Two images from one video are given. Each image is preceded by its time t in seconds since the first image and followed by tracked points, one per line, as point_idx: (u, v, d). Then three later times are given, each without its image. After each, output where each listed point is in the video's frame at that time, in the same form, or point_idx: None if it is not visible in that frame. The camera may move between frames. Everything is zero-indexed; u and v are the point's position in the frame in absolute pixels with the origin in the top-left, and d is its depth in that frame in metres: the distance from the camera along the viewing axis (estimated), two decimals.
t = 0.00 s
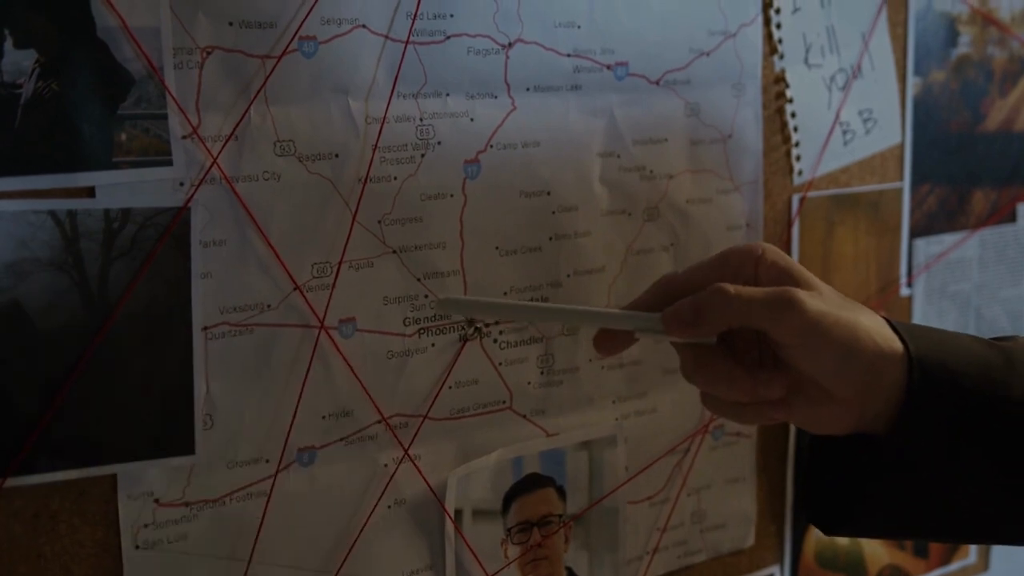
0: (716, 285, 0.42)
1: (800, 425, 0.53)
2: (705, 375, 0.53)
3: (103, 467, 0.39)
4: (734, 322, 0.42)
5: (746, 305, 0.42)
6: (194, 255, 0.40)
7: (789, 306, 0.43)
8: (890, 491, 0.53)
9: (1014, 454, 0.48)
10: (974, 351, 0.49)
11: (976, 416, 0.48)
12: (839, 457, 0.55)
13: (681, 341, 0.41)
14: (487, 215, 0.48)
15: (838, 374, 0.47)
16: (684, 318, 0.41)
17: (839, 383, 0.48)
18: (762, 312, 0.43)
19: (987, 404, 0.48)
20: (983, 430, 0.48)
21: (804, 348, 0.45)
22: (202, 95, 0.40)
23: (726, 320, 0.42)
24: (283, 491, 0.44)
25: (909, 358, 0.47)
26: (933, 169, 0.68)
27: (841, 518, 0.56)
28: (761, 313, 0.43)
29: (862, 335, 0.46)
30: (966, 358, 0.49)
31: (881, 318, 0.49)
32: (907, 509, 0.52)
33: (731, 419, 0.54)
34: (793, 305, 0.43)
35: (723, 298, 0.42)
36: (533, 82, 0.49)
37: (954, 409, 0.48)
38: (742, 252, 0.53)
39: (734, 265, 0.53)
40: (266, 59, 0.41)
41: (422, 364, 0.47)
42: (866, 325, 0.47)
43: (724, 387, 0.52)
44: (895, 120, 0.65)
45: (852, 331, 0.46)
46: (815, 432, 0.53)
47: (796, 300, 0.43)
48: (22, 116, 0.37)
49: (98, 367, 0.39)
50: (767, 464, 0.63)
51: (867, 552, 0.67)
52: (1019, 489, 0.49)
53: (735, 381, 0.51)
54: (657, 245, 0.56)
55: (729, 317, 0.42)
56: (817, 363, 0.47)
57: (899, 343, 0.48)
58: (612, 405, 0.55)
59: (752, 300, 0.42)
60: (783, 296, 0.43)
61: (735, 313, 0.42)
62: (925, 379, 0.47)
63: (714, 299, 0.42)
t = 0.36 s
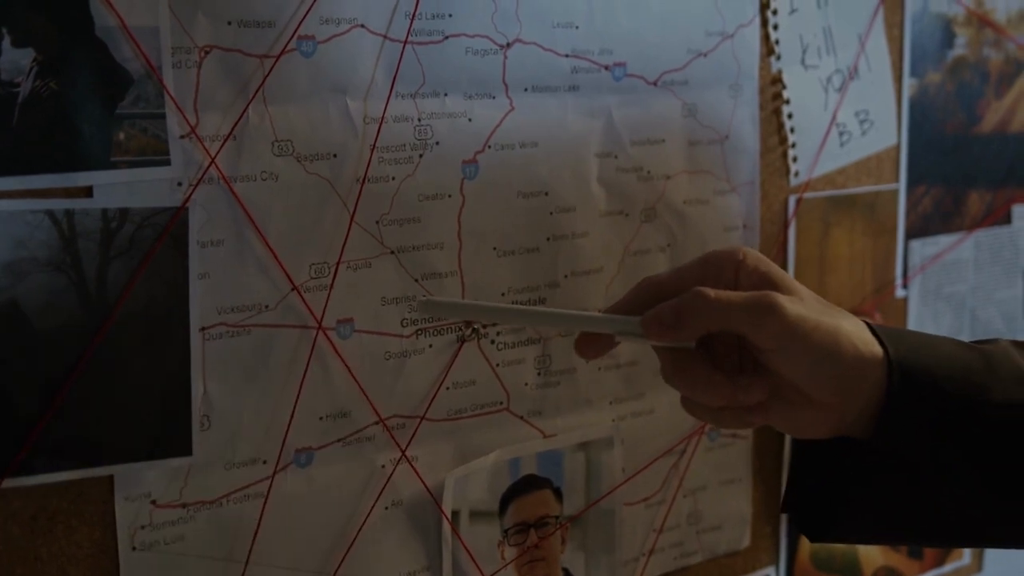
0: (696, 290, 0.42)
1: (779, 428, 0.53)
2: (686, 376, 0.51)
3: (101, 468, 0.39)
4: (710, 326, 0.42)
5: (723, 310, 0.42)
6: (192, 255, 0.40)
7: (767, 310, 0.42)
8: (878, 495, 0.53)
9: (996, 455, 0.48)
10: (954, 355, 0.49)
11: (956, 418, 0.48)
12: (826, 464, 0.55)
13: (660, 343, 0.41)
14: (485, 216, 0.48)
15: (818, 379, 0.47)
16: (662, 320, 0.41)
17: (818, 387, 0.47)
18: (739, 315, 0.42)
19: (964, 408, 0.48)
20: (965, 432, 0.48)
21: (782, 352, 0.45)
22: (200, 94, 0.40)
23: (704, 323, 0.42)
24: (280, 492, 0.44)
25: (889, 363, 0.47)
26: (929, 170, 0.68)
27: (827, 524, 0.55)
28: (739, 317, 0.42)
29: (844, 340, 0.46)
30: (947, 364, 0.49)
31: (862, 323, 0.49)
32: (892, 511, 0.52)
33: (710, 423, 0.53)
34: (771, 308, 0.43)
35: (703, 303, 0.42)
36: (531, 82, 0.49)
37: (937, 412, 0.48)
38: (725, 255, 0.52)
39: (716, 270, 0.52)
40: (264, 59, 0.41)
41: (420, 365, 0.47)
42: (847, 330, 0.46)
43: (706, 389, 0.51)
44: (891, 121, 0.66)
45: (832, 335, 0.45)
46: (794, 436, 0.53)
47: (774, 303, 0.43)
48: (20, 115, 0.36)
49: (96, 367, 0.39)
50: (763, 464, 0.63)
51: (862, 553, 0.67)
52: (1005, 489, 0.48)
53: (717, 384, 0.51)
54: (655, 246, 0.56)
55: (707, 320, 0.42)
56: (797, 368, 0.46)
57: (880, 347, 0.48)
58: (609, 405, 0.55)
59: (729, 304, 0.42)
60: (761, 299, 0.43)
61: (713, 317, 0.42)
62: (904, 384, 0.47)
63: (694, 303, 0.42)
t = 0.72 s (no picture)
0: (742, 356, 0.42)
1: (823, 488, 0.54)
2: (729, 444, 0.55)
3: (103, 466, 0.39)
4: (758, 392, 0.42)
5: (773, 376, 0.42)
6: (194, 252, 0.40)
7: (813, 376, 0.43)
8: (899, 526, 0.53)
9: None
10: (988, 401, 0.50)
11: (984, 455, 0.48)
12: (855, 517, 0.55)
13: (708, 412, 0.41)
14: (486, 213, 0.48)
15: (863, 445, 0.47)
16: (710, 386, 0.41)
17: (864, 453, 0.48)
18: (787, 383, 0.43)
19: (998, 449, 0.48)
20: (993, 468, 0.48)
21: (829, 419, 0.45)
22: (202, 91, 0.39)
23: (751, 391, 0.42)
24: (282, 489, 0.44)
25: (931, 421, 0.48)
26: (928, 167, 0.68)
27: (856, 566, 0.55)
28: (787, 385, 0.43)
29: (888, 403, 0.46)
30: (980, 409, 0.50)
31: (904, 385, 0.49)
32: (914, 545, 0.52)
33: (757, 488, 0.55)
34: (816, 373, 0.43)
35: (749, 368, 0.42)
36: (532, 80, 0.49)
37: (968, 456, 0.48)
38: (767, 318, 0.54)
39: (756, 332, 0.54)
40: (266, 56, 0.41)
41: (421, 362, 0.47)
42: (891, 394, 0.47)
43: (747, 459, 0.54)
44: (890, 118, 0.66)
45: (875, 397, 0.46)
46: (838, 496, 0.53)
47: (820, 368, 0.43)
48: (22, 112, 0.36)
49: (98, 365, 0.39)
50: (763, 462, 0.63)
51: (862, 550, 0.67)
52: None
53: (761, 457, 0.53)
54: (655, 243, 0.56)
55: (759, 388, 0.42)
56: (844, 435, 0.47)
57: (921, 407, 0.48)
58: (610, 403, 0.55)
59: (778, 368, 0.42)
60: (806, 365, 0.43)
61: (761, 385, 0.42)
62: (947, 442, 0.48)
63: (739, 368, 0.42)
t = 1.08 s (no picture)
0: (838, 474, 0.49)
1: None
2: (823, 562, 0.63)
3: (104, 464, 0.39)
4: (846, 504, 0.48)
5: (861, 492, 0.48)
6: (196, 250, 0.40)
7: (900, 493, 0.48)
8: None
9: None
10: None
11: None
12: None
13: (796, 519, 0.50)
14: (486, 212, 0.48)
15: (954, 553, 0.50)
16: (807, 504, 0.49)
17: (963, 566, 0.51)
18: (873, 496, 0.48)
19: None
20: None
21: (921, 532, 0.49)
22: (204, 89, 0.39)
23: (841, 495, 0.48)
24: (282, 487, 0.44)
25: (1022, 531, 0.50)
26: (924, 167, 0.69)
27: None
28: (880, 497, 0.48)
29: (984, 518, 0.49)
30: None
31: (996, 497, 0.52)
32: None
33: None
34: (905, 491, 0.48)
35: (844, 487, 0.48)
36: (532, 78, 0.49)
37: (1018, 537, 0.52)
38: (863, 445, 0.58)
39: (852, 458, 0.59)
40: (267, 53, 0.41)
41: (420, 360, 0.47)
42: (985, 507, 0.50)
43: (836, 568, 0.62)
44: (886, 118, 0.66)
45: (963, 507, 0.49)
46: None
47: (908, 483, 0.48)
48: (25, 109, 0.36)
49: (99, 362, 0.39)
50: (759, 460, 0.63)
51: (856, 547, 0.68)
52: None
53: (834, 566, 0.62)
54: (654, 242, 0.56)
55: (849, 502, 0.48)
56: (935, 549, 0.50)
57: (1012, 517, 0.51)
58: (607, 402, 0.55)
59: (868, 487, 0.48)
60: (897, 484, 0.48)
61: (855, 500, 0.48)
62: None
63: (836, 487, 0.48)
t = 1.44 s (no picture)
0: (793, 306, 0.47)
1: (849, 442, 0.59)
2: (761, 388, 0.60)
3: (103, 466, 0.40)
4: (794, 340, 0.47)
5: (812, 330, 0.47)
6: (194, 253, 0.40)
7: (848, 335, 0.48)
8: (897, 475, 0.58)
9: None
10: (1008, 385, 0.53)
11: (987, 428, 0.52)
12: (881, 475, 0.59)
13: (749, 343, 0.46)
14: (480, 215, 0.49)
15: (885, 397, 0.52)
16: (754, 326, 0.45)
17: (889, 401, 0.53)
18: (819, 333, 0.48)
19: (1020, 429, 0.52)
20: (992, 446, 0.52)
21: (857, 373, 0.51)
22: (201, 93, 0.40)
23: (786, 334, 0.46)
24: (279, 488, 0.44)
25: (951, 393, 0.52)
26: (913, 169, 0.69)
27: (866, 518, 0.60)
28: (824, 334, 0.48)
29: (911, 370, 0.51)
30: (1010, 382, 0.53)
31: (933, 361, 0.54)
32: (920, 520, 0.57)
33: (778, 422, 0.60)
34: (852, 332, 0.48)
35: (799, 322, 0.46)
36: (526, 82, 0.50)
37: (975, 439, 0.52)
38: (807, 283, 0.59)
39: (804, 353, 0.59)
40: (264, 58, 0.41)
41: (415, 362, 0.48)
42: (920, 365, 0.52)
43: (772, 396, 0.60)
44: (876, 121, 0.67)
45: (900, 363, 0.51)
46: (861, 448, 0.59)
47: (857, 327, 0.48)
48: (24, 113, 0.37)
49: (98, 364, 0.39)
50: (751, 460, 0.64)
51: (847, 547, 0.68)
52: None
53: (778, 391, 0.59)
54: (647, 244, 0.57)
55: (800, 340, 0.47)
56: (866, 382, 0.52)
57: (943, 380, 0.52)
58: (601, 403, 0.56)
59: (820, 326, 0.47)
60: (845, 323, 0.48)
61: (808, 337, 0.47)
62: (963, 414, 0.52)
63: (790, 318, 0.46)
